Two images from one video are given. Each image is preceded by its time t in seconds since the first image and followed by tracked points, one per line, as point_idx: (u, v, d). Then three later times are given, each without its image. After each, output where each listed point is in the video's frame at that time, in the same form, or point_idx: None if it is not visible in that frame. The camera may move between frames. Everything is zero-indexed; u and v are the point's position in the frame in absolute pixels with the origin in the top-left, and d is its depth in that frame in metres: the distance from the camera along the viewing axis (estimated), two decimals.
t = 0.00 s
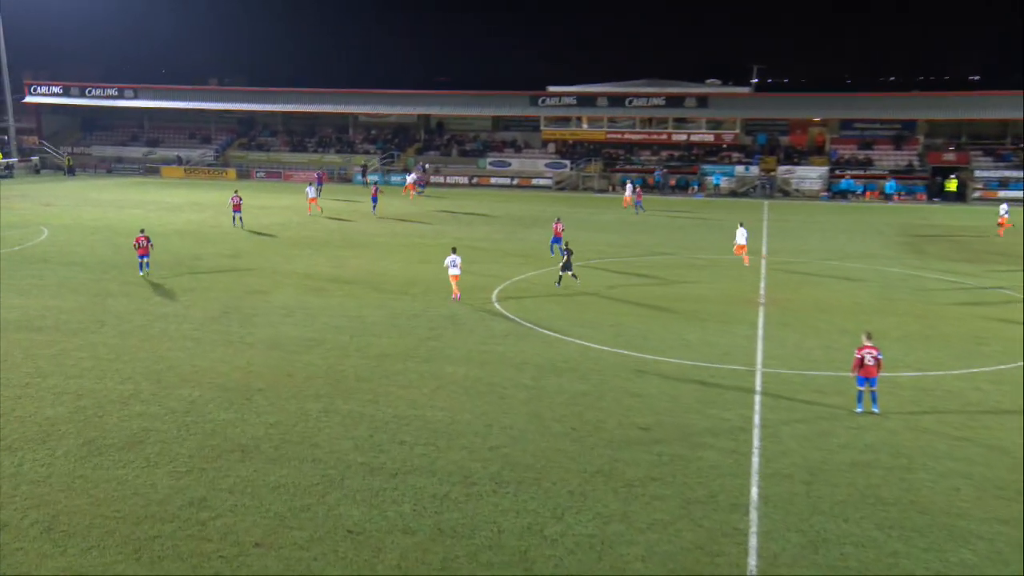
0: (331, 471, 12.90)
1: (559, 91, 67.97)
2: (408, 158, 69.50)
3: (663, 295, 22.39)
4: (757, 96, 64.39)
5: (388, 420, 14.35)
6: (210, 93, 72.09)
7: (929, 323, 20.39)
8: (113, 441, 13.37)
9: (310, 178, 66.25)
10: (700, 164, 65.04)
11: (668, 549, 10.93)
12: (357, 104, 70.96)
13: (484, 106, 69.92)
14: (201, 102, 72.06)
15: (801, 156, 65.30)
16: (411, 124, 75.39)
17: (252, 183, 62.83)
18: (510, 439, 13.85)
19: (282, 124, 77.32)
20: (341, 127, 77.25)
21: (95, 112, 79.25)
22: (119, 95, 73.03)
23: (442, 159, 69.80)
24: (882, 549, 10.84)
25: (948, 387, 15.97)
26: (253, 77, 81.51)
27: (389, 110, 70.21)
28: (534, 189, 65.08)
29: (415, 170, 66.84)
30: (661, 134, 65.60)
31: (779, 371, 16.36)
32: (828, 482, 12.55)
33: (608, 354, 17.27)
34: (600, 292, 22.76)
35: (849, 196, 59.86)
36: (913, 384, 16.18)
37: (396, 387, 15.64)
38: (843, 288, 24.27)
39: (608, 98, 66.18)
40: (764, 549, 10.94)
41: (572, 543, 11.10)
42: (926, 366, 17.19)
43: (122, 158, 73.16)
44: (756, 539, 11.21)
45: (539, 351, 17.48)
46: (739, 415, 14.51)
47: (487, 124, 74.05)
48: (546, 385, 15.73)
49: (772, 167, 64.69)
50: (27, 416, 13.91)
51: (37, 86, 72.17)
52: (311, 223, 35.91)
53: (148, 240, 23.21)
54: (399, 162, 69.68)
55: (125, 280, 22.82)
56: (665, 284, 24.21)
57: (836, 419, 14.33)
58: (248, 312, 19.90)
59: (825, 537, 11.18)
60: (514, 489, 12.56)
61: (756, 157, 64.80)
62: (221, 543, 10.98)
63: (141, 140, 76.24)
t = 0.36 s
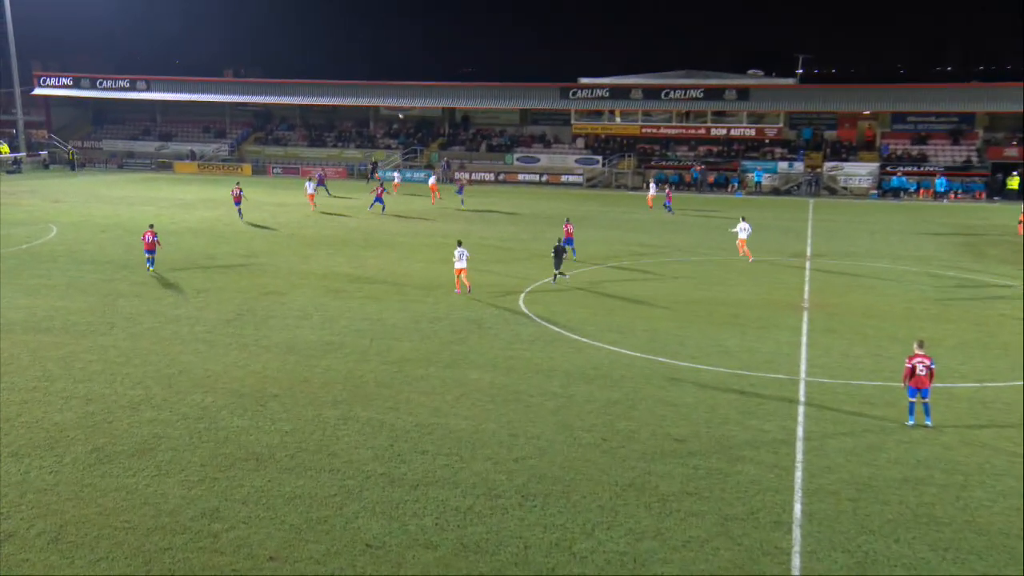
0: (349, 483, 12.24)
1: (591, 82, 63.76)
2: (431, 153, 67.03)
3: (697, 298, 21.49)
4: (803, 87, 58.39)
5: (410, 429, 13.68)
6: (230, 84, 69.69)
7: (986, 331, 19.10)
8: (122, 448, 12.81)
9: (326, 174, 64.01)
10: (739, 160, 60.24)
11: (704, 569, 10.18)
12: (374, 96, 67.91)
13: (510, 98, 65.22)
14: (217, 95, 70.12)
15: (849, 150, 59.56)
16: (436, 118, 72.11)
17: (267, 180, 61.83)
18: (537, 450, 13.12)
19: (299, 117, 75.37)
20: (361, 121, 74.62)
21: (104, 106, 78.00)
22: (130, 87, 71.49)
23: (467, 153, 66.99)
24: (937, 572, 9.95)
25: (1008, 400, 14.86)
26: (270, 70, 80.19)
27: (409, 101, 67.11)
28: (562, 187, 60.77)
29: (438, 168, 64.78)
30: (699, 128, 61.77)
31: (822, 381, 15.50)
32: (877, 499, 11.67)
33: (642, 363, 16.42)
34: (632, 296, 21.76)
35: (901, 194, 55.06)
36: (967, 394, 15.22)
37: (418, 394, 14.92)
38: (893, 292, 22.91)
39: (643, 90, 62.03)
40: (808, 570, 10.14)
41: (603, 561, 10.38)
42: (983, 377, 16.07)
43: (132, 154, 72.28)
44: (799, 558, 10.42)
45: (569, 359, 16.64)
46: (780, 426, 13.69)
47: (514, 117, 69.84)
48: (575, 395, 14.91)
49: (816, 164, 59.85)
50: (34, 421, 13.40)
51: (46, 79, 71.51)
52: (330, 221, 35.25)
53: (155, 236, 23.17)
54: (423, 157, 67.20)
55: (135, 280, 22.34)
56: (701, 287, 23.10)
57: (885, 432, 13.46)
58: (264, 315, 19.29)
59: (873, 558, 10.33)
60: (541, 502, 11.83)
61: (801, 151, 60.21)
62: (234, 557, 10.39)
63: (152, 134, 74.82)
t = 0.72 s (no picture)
0: (363, 490, 11.80)
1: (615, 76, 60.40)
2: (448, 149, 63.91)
3: (722, 301, 20.88)
4: (838, 83, 55.92)
5: (425, 435, 13.21)
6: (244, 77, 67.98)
7: None
8: (129, 454, 12.40)
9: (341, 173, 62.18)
10: (770, 156, 56.87)
11: None
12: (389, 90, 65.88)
13: (532, 92, 62.65)
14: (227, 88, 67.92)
15: (887, 146, 56.00)
16: (452, 112, 68.90)
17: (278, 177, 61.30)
18: (557, 458, 12.62)
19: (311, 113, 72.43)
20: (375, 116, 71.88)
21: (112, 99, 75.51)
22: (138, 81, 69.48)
23: (482, 149, 63.42)
24: None
25: None
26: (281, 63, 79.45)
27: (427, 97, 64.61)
28: (585, 184, 58.09)
29: (455, 164, 61.70)
30: (727, 124, 57.12)
31: (855, 388, 14.95)
32: (914, 511, 11.09)
33: (667, 369, 15.86)
34: (656, 299, 21.10)
35: (940, 193, 51.30)
36: (1008, 402, 14.60)
37: (434, 399, 14.45)
38: (926, 296, 22.12)
39: (668, 85, 58.24)
40: None
41: None
42: None
43: (140, 149, 69.87)
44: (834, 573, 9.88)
45: (591, 364, 16.11)
46: (811, 435, 13.15)
47: (533, 112, 66.52)
48: (596, 401, 14.37)
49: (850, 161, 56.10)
50: (39, 425, 13.05)
51: (53, 72, 69.50)
52: (345, 220, 34.75)
53: (158, 230, 23.75)
54: (439, 154, 64.01)
55: (144, 280, 21.97)
56: (725, 288, 22.43)
57: (922, 442, 12.88)
58: (274, 317, 18.87)
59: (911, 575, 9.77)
60: (562, 512, 11.34)
61: (834, 147, 56.47)
62: (244, 567, 9.97)
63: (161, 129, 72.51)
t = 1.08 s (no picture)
0: (387, 499, 11.35)
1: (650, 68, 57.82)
2: (475, 145, 61.45)
3: (759, 305, 20.20)
4: (887, 74, 52.62)
5: (452, 442, 12.74)
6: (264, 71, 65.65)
7: None
8: (147, 460, 12.03)
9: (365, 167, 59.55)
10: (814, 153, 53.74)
11: None
12: (413, 83, 63.20)
13: (563, 85, 59.86)
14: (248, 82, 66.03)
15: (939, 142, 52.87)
16: (480, 107, 65.95)
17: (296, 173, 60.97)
18: (589, 467, 12.11)
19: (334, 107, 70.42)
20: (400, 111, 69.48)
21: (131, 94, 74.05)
22: (158, 74, 67.88)
23: (511, 145, 61.05)
24: None
25: None
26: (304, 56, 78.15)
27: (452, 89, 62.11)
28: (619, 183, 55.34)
29: (484, 161, 59.46)
30: (769, 119, 54.75)
31: (901, 397, 14.32)
32: (967, 527, 10.46)
33: (705, 375, 15.29)
34: (690, 302, 20.48)
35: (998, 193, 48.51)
36: None
37: (462, 404, 13.98)
38: (974, 300, 21.22)
39: (707, 78, 55.78)
40: None
41: None
42: None
43: (160, 146, 68.81)
44: None
45: (625, 370, 15.56)
46: (856, 446, 12.54)
47: (565, 107, 63.82)
48: (631, 409, 13.84)
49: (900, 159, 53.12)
50: (56, 429, 12.73)
51: (70, 65, 68.07)
52: (370, 219, 34.22)
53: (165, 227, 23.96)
54: (467, 150, 61.70)
55: (162, 280, 21.68)
56: (760, 291, 21.75)
57: (976, 456, 12.19)
58: (296, 319, 18.49)
59: None
60: (594, 524, 10.83)
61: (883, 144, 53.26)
62: None
63: (182, 123, 70.70)
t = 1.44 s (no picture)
0: (409, 510, 10.90)
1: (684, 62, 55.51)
2: (502, 142, 60.26)
3: (792, 309, 19.57)
4: (934, 68, 50.41)
5: (476, 451, 12.29)
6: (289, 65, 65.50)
7: None
8: (162, 466, 11.67)
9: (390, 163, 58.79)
10: (855, 151, 51.98)
11: None
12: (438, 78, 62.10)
13: (594, 80, 58.31)
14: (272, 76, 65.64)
15: (989, 139, 50.62)
16: (507, 103, 64.99)
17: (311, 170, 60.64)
18: (618, 478, 11.62)
19: (357, 101, 69.50)
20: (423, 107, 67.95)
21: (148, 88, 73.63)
22: (175, 69, 67.19)
23: (540, 143, 59.70)
24: None
25: None
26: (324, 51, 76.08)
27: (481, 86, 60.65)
28: (648, 181, 54.23)
29: (511, 160, 58.01)
30: (808, 115, 52.48)
31: (947, 407, 13.71)
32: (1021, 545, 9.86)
33: (740, 383, 14.77)
34: (723, 306, 19.94)
35: None
36: None
37: (487, 412, 13.53)
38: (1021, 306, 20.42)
39: (743, 72, 53.32)
40: None
41: None
42: None
43: (175, 142, 68.53)
44: None
45: (657, 376, 15.05)
46: (900, 459, 11.98)
47: (596, 102, 62.31)
48: (663, 417, 13.32)
49: (948, 156, 50.93)
50: (69, 434, 12.40)
51: (86, 59, 67.85)
52: (392, 218, 33.82)
53: (154, 220, 24.38)
54: (493, 147, 60.32)
55: (179, 281, 21.37)
56: (793, 294, 21.13)
57: None
58: (316, 321, 18.11)
59: None
60: (625, 537, 10.34)
61: (929, 140, 51.12)
62: None
63: (199, 120, 70.06)
